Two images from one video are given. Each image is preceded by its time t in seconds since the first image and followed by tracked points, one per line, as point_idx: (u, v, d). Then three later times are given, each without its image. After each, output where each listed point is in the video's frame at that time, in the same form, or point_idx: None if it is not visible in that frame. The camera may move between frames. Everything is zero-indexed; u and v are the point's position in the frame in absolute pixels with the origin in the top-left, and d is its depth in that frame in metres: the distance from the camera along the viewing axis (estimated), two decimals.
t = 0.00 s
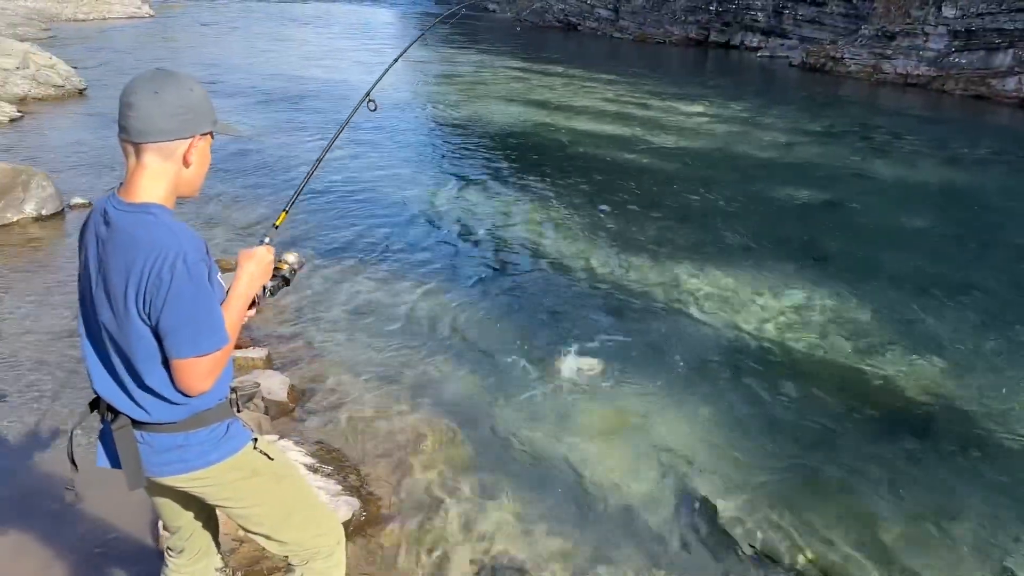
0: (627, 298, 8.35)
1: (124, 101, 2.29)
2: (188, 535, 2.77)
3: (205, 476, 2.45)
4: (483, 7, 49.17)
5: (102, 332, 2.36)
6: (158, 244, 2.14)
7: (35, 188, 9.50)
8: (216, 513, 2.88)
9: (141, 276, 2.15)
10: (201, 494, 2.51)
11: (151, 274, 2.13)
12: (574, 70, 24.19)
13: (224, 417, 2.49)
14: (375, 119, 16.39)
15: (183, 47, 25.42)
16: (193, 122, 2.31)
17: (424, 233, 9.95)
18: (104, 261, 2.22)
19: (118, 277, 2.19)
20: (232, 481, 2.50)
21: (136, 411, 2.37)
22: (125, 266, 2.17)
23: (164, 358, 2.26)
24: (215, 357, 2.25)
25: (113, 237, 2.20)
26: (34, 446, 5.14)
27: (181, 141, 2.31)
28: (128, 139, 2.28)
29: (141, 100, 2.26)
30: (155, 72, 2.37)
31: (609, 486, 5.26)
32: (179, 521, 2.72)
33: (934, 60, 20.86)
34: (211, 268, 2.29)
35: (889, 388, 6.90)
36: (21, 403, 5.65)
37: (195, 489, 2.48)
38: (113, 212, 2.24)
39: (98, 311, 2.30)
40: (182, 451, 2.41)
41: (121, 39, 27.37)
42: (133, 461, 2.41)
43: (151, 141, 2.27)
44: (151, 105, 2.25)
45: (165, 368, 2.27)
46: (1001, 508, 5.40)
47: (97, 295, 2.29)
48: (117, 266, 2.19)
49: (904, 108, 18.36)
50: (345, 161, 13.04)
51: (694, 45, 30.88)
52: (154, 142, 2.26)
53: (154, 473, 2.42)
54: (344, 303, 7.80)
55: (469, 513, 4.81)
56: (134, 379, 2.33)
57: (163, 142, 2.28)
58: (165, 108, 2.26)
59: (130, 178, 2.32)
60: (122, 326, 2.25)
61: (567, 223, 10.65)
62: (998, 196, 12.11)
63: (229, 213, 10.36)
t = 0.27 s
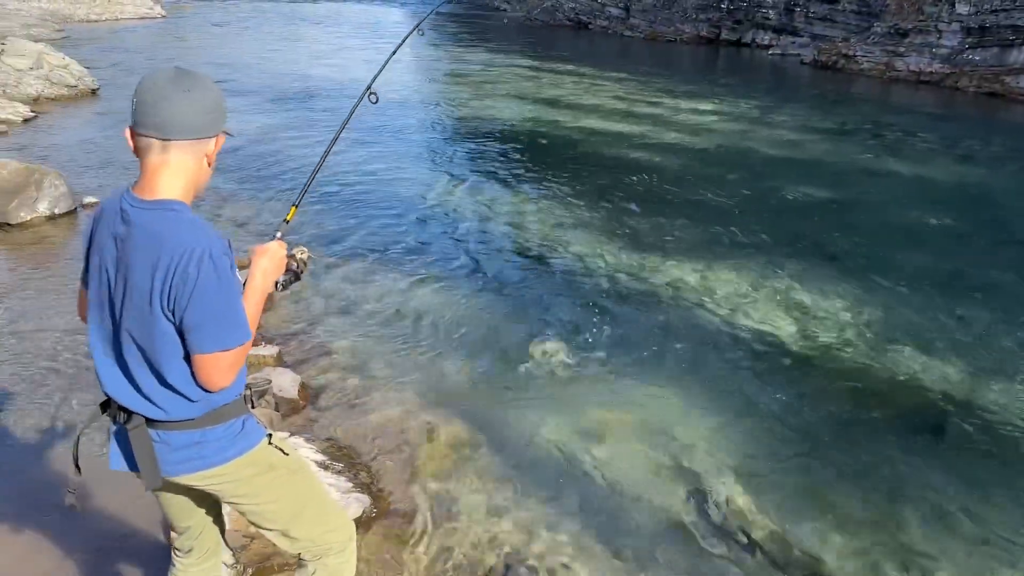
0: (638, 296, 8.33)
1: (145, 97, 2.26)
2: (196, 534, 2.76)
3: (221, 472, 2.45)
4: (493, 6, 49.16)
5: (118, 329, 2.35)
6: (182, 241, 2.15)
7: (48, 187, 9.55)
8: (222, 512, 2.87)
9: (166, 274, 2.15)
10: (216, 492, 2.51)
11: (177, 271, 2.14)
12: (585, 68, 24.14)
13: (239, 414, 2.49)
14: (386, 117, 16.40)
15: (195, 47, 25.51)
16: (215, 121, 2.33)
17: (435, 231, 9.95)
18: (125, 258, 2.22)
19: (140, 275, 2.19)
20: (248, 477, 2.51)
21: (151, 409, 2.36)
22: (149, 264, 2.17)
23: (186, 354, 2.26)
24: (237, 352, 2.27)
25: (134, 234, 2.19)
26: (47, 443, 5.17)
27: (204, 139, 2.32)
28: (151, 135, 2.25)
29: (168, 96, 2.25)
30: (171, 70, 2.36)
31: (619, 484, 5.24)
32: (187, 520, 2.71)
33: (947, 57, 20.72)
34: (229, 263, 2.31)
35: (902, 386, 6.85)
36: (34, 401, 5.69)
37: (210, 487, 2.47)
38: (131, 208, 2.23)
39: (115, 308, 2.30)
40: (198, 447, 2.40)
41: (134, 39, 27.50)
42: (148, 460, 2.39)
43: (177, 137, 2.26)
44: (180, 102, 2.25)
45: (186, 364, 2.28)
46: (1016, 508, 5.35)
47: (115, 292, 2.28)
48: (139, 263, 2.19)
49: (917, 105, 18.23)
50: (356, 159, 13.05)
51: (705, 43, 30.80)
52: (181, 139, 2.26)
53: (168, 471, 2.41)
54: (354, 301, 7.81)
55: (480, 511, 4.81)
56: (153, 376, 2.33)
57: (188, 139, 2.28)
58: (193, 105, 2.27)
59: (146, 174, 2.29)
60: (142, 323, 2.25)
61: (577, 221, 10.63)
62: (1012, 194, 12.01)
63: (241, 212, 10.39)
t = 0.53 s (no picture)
0: (648, 295, 8.31)
1: (149, 91, 2.27)
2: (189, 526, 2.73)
3: (224, 457, 2.45)
4: (503, 5, 49.20)
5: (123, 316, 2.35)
6: (191, 224, 2.17)
7: (60, 187, 9.60)
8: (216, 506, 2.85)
9: (175, 257, 2.17)
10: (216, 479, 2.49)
11: (187, 254, 2.16)
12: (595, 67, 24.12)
13: (243, 400, 2.49)
14: (395, 117, 16.42)
15: (206, 48, 25.61)
16: (217, 114, 2.36)
17: (444, 230, 9.95)
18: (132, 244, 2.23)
19: (149, 259, 2.20)
20: (252, 463, 2.51)
21: (159, 396, 2.35)
22: (158, 247, 2.19)
23: (193, 340, 2.27)
24: (243, 337, 2.29)
25: (142, 220, 2.20)
26: (59, 440, 5.19)
27: (209, 131, 2.34)
28: (158, 128, 2.26)
29: (174, 89, 2.26)
30: (171, 65, 2.37)
31: (629, 484, 5.22)
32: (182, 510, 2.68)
33: (960, 55, 20.60)
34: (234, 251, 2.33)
35: (913, 386, 6.80)
36: (45, 398, 5.71)
37: (213, 473, 2.46)
38: (138, 195, 2.24)
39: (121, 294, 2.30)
40: (205, 432, 2.40)
41: (145, 40, 27.62)
42: (155, 446, 2.37)
43: (183, 130, 2.28)
44: (187, 95, 2.26)
45: (192, 349, 2.28)
46: None
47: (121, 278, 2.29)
48: (148, 248, 2.20)
49: (929, 104, 18.13)
50: (366, 159, 13.05)
51: (715, 42, 30.72)
52: (188, 132, 2.28)
53: (174, 458, 2.39)
54: (364, 300, 7.82)
55: (490, 510, 4.79)
56: (158, 361, 2.33)
57: (194, 132, 2.30)
58: (199, 98, 2.29)
59: (150, 167, 2.29)
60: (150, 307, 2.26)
61: (586, 220, 10.62)
62: None
63: (251, 211, 10.41)
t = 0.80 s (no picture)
0: (658, 295, 8.30)
1: (140, 90, 2.35)
2: (189, 515, 2.77)
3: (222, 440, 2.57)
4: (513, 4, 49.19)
5: (121, 306, 2.44)
6: (181, 217, 2.25)
7: (72, 188, 9.65)
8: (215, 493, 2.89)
9: (166, 250, 2.25)
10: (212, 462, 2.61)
11: (178, 246, 2.24)
12: (604, 66, 24.06)
13: (241, 387, 2.63)
14: (404, 116, 16.44)
15: (216, 48, 25.67)
16: (207, 111, 2.43)
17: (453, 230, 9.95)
18: (126, 239, 2.31)
19: (143, 253, 2.28)
20: (249, 447, 2.65)
21: (161, 380, 2.46)
22: (150, 240, 2.27)
23: (186, 327, 2.36)
24: (236, 323, 2.37)
25: (135, 215, 2.28)
26: (71, 438, 5.23)
27: (199, 127, 2.42)
28: (149, 127, 2.34)
29: (163, 91, 2.34)
30: (161, 65, 2.44)
31: (638, 484, 5.22)
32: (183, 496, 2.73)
33: (972, 54, 20.48)
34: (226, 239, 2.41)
35: (924, 387, 6.77)
36: (57, 397, 5.74)
37: (213, 457, 2.59)
38: (131, 192, 2.31)
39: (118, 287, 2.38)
40: (207, 418, 2.52)
41: (156, 40, 27.71)
42: (160, 431, 2.47)
43: (173, 128, 2.36)
44: (177, 95, 2.34)
45: (187, 336, 2.37)
46: None
47: (118, 271, 2.37)
48: (142, 241, 2.28)
49: (942, 102, 18.02)
50: (375, 159, 13.07)
51: (725, 40, 30.62)
52: (177, 130, 2.36)
53: (179, 442, 2.50)
54: (373, 300, 7.84)
55: (500, 511, 4.80)
56: (158, 348, 2.42)
57: (184, 129, 2.38)
58: (188, 97, 2.36)
59: (144, 164, 2.37)
60: (146, 297, 2.35)
61: (595, 219, 10.61)
62: None
63: (262, 210, 10.44)
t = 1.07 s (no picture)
0: (669, 296, 8.26)
1: (162, 85, 2.38)
2: (201, 505, 2.73)
3: (239, 428, 2.58)
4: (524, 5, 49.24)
5: (145, 293, 2.48)
6: (208, 203, 2.31)
7: (84, 187, 9.69)
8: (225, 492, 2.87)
9: (194, 235, 2.31)
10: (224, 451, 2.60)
11: (206, 231, 2.30)
12: (614, 67, 24.04)
13: (261, 372, 2.66)
14: (414, 117, 16.46)
15: (227, 49, 25.79)
16: (227, 103, 2.46)
17: (462, 231, 9.95)
18: (153, 225, 2.36)
19: (170, 238, 2.34)
20: (266, 433, 2.67)
21: (188, 361, 2.49)
22: (177, 226, 2.33)
23: (212, 311, 2.42)
24: (260, 307, 2.44)
25: (162, 201, 2.34)
26: (83, 432, 5.24)
27: (218, 120, 2.46)
28: (169, 120, 2.38)
29: (181, 84, 2.37)
30: (180, 60, 2.47)
31: (649, 486, 5.18)
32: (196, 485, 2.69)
33: (985, 54, 20.36)
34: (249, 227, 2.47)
35: (938, 389, 6.71)
36: (69, 394, 5.74)
37: (232, 443, 2.59)
38: (156, 180, 2.37)
39: (143, 273, 2.44)
40: (234, 400, 2.54)
41: (168, 41, 27.85)
42: (190, 412, 2.49)
43: (192, 120, 2.39)
44: (197, 89, 2.37)
45: (212, 319, 2.43)
46: None
47: (143, 257, 2.42)
48: (170, 228, 2.34)
49: (954, 103, 17.92)
50: (384, 159, 13.09)
51: (736, 41, 30.56)
52: (196, 122, 2.39)
53: (204, 426, 2.51)
54: (383, 300, 7.83)
55: (511, 513, 4.77)
56: (182, 332, 2.47)
57: (202, 121, 2.41)
58: (207, 90, 2.39)
59: (167, 155, 2.42)
60: (172, 282, 2.40)
61: (606, 220, 10.58)
62: None
63: (272, 210, 10.46)
